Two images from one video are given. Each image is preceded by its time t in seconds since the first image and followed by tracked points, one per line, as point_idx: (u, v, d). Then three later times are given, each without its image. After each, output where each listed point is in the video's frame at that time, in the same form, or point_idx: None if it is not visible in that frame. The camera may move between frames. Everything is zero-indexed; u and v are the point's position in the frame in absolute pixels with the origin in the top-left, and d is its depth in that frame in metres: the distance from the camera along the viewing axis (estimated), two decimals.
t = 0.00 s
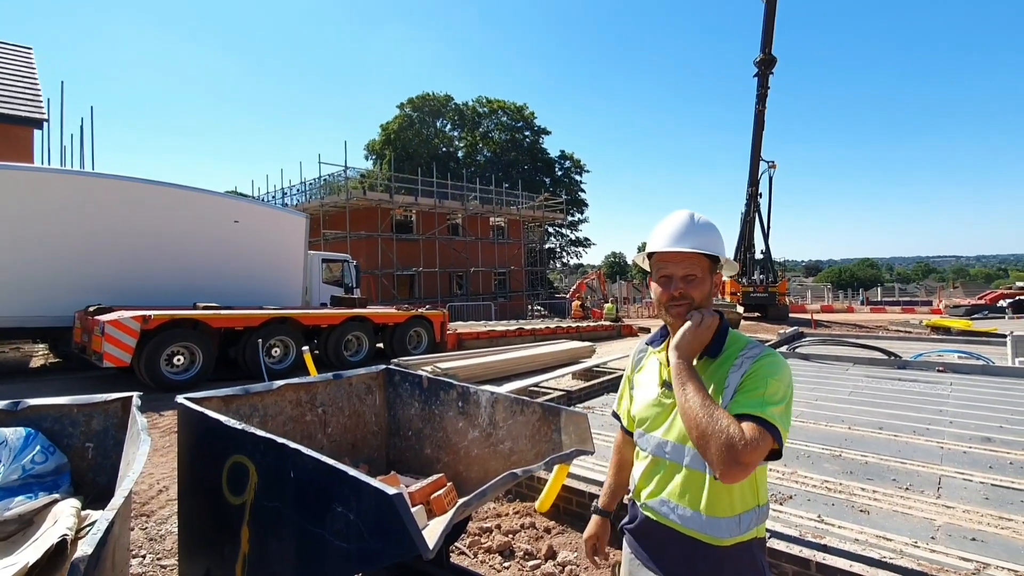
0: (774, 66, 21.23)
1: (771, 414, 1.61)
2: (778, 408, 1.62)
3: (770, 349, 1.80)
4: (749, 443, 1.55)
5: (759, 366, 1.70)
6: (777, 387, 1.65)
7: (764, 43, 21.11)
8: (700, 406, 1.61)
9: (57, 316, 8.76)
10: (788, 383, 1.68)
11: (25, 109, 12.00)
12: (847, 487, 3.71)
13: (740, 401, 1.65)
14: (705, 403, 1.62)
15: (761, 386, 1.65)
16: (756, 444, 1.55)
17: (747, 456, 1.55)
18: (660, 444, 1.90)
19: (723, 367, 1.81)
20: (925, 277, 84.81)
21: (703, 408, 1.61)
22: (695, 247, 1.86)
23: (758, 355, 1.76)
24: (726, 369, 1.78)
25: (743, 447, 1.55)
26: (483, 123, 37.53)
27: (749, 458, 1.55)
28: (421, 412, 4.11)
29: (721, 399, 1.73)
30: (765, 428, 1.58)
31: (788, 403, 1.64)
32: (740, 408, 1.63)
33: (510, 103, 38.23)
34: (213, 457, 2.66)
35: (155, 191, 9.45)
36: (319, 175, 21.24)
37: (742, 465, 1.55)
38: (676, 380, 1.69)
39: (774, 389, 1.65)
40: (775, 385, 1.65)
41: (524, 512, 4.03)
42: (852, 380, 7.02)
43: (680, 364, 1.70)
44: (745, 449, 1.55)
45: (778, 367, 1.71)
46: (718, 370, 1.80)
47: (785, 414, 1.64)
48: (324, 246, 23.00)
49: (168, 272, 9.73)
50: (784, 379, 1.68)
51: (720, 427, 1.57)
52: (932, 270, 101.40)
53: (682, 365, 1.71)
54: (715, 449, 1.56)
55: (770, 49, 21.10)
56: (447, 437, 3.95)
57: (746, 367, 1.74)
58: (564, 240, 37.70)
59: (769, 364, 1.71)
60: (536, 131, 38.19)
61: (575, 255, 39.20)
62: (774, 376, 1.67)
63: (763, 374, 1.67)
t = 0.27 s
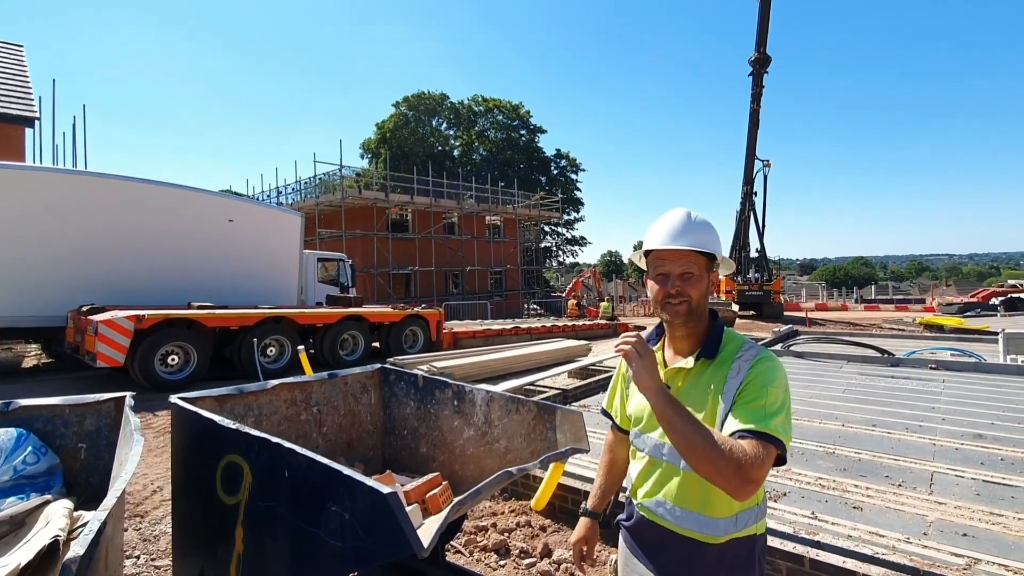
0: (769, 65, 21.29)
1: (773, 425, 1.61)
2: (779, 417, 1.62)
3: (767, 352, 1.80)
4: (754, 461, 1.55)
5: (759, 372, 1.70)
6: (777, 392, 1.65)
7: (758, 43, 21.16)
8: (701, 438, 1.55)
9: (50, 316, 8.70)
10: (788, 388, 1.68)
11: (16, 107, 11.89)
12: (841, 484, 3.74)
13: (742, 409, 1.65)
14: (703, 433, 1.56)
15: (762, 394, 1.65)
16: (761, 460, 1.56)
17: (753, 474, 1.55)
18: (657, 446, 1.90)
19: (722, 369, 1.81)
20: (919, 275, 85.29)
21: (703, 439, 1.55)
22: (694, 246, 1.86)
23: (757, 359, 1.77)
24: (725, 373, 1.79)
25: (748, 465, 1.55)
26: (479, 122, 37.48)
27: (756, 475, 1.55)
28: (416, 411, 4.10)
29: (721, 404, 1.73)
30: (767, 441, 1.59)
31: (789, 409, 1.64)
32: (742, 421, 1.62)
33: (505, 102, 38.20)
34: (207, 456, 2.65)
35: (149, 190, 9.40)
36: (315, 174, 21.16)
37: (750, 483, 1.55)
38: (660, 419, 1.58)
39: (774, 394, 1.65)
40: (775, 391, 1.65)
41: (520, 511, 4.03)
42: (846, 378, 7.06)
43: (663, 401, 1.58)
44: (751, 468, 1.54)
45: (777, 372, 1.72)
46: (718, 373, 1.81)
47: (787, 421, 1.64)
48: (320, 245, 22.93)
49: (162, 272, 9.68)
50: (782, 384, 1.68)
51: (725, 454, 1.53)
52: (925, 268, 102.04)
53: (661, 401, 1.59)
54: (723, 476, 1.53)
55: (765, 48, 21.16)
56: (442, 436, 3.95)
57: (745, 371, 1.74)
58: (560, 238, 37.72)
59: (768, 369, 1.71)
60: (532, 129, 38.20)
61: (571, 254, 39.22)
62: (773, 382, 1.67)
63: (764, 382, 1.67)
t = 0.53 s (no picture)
0: (765, 64, 21.34)
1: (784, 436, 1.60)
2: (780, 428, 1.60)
3: (758, 350, 1.78)
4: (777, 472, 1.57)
5: (753, 374, 1.68)
6: (775, 398, 1.63)
7: (755, 42, 21.20)
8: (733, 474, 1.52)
9: (44, 315, 8.65)
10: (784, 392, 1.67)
11: (10, 105, 11.81)
12: (836, 481, 3.75)
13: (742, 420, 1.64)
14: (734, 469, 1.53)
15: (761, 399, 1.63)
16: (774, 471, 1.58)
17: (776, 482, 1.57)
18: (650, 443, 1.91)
19: (711, 367, 1.80)
20: (914, 274, 85.69)
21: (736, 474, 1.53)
22: (685, 244, 1.86)
23: (750, 358, 1.74)
24: (716, 371, 1.77)
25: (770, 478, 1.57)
26: (476, 121, 37.44)
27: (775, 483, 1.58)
28: (413, 410, 4.10)
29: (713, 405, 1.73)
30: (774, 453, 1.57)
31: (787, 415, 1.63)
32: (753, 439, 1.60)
33: (503, 100, 38.18)
34: (202, 456, 2.64)
35: (145, 188, 9.36)
36: (311, 173, 21.10)
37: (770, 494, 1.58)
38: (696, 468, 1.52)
39: (770, 400, 1.63)
40: (774, 396, 1.63)
41: (517, 509, 4.03)
42: (842, 376, 7.09)
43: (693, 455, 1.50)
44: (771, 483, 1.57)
45: (772, 373, 1.70)
46: (709, 373, 1.79)
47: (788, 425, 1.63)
48: (317, 244, 22.87)
49: (157, 271, 9.63)
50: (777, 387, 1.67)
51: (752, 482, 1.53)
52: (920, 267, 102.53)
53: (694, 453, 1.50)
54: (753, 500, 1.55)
55: (761, 47, 21.20)
56: (439, 434, 3.95)
57: (736, 372, 1.72)
58: (557, 237, 37.75)
59: (759, 371, 1.68)
60: (529, 128, 38.21)
61: (568, 253, 39.24)
62: (769, 386, 1.65)
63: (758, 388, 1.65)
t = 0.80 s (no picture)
0: (765, 63, 21.33)
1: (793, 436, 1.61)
2: (784, 432, 1.61)
3: (751, 347, 1.75)
4: (789, 475, 1.60)
5: (747, 376, 1.66)
6: (774, 400, 1.62)
7: (754, 40, 21.19)
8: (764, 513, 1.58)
9: (42, 314, 8.63)
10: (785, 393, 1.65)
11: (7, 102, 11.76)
12: (834, 479, 3.76)
13: (747, 427, 1.64)
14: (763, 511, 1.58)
15: (760, 401, 1.62)
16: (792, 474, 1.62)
17: (796, 485, 1.62)
18: (641, 441, 1.90)
19: (701, 365, 1.78)
20: (913, 273, 85.75)
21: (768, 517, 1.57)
22: (673, 241, 1.86)
23: (743, 356, 1.71)
24: (707, 370, 1.76)
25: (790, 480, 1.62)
26: (475, 119, 37.38)
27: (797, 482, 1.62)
28: (411, 408, 4.09)
29: (705, 404, 1.72)
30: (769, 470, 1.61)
31: (789, 417, 1.63)
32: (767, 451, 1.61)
33: (502, 99, 38.15)
34: (200, 454, 2.64)
35: (143, 186, 9.34)
36: (311, 171, 21.08)
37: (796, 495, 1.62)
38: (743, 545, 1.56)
39: (768, 402, 1.62)
40: (773, 399, 1.62)
41: (515, 507, 4.03)
42: (841, 374, 7.09)
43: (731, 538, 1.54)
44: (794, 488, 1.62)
45: (770, 373, 1.67)
46: (700, 372, 1.77)
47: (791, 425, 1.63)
48: (316, 242, 22.85)
49: (155, 269, 9.61)
50: (775, 387, 1.65)
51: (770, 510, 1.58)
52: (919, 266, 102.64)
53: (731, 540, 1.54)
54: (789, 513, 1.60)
55: (761, 46, 21.20)
56: (437, 432, 3.95)
57: (727, 372, 1.70)
58: (557, 236, 37.74)
59: (750, 373, 1.66)
60: (529, 127, 38.19)
61: (567, 252, 39.22)
62: (767, 387, 1.63)
63: (754, 390, 1.63)
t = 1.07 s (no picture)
0: (766, 62, 21.26)
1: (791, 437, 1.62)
2: (781, 434, 1.60)
3: (750, 346, 1.74)
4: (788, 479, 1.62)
5: (747, 377, 1.65)
6: (771, 401, 1.61)
7: (756, 39, 21.12)
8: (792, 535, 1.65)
9: (43, 311, 8.63)
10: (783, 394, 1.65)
11: (8, 100, 11.76)
12: (835, 479, 3.75)
13: (744, 430, 1.64)
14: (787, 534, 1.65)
15: (758, 402, 1.61)
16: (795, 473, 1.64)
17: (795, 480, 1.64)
18: (639, 439, 1.90)
19: (701, 364, 1.78)
20: (915, 272, 85.56)
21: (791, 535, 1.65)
22: (671, 240, 1.85)
23: (742, 357, 1.70)
24: (707, 369, 1.75)
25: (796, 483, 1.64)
26: (476, 118, 37.34)
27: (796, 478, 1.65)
28: (412, 406, 4.09)
29: (704, 405, 1.71)
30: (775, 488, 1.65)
31: (787, 418, 1.63)
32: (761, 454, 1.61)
33: (503, 98, 38.09)
34: (200, 453, 2.64)
35: (144, 184, 9.33)
36: (312, 170, 21.07)
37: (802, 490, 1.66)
38: None
39: (766, 403, 1.61)
40: (770, 400, 1.61)
41: (516, 506, 4.03)
42: (842, 374, 7.07)
43: None
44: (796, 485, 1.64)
45: (768, 373, 1.67)
46: (699, 372, 1.77)
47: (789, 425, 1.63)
48: (317, 241, 22.85)
49: (157, 267, 9.61)
50: (773, 388, 1.64)
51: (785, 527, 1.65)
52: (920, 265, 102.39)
53: None
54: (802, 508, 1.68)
55: (762, 45, 21.12)
56: (438, 431, 3.94)
57: (727, 371, 1.70)
58: (558, 235, 37.71)
59: (750, 374, 1.65)
60: (530, 126, 38.14)
61: (568, 251, 39.19)
62: (765, 389, 1.63)
63: (752, 392, 1.63)
